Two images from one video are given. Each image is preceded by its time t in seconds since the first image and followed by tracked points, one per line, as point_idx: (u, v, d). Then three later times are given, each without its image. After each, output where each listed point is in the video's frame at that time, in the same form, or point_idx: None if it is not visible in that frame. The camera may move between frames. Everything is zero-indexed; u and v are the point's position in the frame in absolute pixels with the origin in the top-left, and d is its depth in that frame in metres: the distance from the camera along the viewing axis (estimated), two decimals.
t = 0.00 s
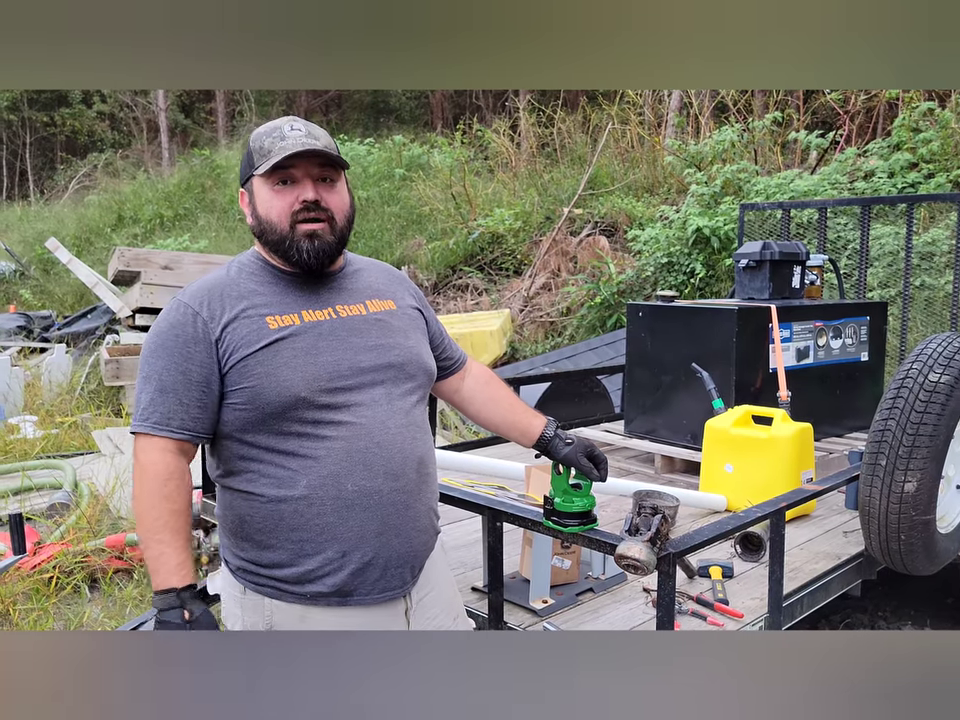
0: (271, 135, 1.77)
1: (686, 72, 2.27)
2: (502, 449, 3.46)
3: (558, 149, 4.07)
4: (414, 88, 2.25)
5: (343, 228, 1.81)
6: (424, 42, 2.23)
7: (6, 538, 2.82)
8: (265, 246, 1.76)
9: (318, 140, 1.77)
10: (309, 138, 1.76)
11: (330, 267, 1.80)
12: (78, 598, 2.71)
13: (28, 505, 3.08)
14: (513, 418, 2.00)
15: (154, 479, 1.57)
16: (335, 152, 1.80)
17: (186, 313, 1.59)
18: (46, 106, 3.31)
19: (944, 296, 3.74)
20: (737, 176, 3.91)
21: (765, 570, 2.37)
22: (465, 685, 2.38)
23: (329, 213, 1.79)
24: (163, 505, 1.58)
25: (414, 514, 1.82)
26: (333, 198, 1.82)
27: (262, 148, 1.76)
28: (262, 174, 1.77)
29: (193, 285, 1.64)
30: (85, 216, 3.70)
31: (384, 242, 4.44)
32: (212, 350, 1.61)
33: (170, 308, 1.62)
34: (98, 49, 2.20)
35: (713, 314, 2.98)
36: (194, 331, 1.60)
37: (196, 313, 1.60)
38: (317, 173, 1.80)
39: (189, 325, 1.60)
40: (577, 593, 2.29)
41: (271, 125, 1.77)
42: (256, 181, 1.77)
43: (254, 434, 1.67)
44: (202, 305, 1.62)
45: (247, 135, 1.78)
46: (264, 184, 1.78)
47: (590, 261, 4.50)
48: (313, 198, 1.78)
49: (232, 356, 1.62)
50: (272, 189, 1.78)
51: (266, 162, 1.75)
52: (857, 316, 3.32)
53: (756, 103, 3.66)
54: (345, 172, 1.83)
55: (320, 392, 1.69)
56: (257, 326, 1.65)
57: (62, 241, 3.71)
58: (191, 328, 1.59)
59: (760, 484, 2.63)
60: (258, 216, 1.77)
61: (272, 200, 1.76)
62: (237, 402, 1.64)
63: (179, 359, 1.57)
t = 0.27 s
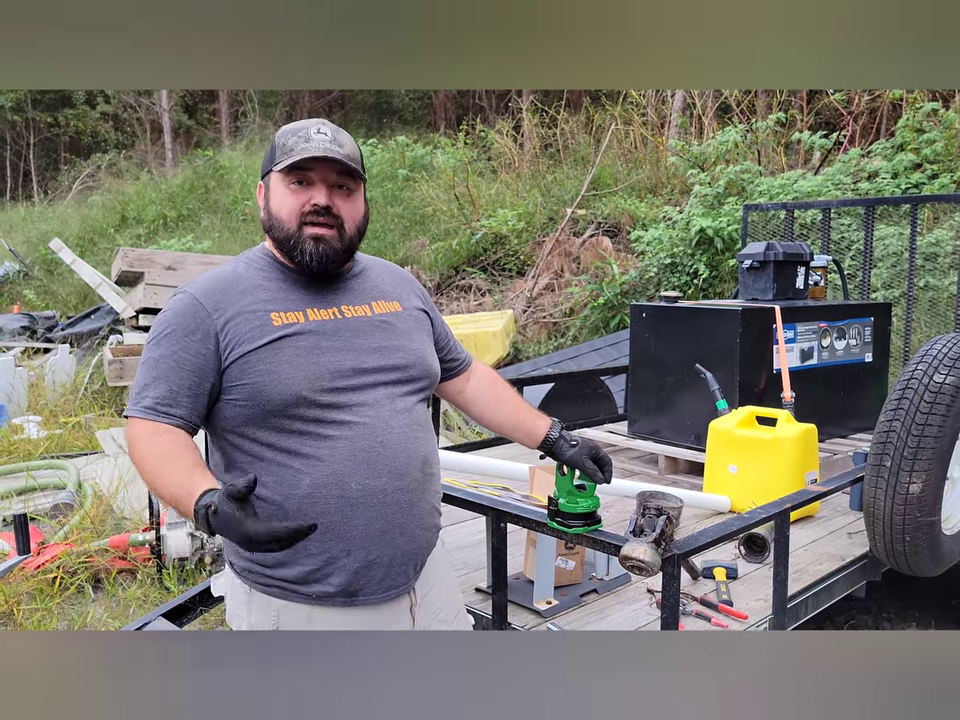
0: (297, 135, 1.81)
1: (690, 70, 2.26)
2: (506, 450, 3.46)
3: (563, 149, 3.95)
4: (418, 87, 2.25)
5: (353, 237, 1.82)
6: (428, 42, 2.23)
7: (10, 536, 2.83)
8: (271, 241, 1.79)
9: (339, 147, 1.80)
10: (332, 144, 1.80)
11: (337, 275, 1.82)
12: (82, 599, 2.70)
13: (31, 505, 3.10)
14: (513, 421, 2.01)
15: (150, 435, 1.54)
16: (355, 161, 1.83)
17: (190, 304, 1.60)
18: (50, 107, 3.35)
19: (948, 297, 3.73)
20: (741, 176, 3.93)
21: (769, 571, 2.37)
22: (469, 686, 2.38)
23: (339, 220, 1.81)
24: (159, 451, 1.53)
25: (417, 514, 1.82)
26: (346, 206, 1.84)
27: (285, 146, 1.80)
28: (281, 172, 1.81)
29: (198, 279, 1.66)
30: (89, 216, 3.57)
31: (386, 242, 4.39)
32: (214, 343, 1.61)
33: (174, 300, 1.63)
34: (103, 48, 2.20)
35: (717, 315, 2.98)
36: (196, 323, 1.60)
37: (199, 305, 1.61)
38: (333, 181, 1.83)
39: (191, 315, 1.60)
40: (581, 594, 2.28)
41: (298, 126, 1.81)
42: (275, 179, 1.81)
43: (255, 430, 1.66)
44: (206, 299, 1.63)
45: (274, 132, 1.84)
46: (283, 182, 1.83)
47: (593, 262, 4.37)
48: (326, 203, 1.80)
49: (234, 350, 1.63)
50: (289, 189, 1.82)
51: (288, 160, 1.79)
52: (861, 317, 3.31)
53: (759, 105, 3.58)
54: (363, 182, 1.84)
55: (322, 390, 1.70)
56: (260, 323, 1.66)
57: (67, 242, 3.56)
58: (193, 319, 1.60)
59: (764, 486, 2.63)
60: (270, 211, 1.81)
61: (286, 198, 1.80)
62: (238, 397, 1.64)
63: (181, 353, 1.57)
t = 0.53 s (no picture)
0: (329, 141, 1.77)
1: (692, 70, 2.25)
2: (507, 451, 3.46)
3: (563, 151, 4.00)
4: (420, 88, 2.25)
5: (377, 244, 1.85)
6: (430, 43, 2.23)
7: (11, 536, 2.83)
8: (303, 248, 1.76)
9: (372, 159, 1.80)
10: (366, 155, 1.79)
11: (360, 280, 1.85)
12: (82, 599, 2.70)
13: (32, 506, 3.10)
14: (517, 428, 1.99)
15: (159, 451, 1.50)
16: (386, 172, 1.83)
17: (201, 301, 1.58)
18: (52, 107, 3.30)
19: (949, 299, 3.74)
20: (742, 178, 3.91)
21: (771, 573, 2.37)
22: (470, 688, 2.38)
23: (370, 231, 1.82)
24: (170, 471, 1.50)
25: (418, 516, 1.82)
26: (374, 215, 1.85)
27: (318, 153, 1.75)
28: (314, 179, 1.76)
29: (208, 275, 1.64)
30: (90, 216, 3.61)
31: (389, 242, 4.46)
32: (225, 341, 1.60)
33: (184, 295, 1.61)
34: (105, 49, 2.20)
35: (719, 316, 2.97)
36: (207, 321, 1.59)
37: (211, 303, 1.59)
38: (365, 191, 1.82)
39: (203, 313, 1.59)
40: (582, 595, 2.28)
41: (327, 131, 1.77)
42: (306, 185, 1.76)
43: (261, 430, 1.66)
44: (217, 296, 1.62)
45: (300, 132, 1.76)
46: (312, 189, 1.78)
47: (594, 263, 4.47)
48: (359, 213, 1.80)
49: (244, 348, 1.62)
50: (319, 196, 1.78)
51: (322, 169, 1.74)
52: (862, 319, 3.31)
53: (761, 105, 3.59)
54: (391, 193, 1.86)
55: (331, 390, 1.69)
56: (271, 321, 1.65)
57: (68, 242, 3.61)
58: (205, 317, 1.58)
59: (765, 487, 2.63)
60: (301, 218, 1.76)
61: (319, 208, 1.76)
62: (247, 396, 1.63)
63: (193, 346, 1.55)
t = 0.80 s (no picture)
0: (379, 161, 1.77)
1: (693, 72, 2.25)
2: (507, 452, 3.45)
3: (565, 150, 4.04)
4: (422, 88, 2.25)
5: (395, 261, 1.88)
6: (432, 42, 2.23)
7: (11, 536, 2.83)
8: (335, 262, 1.75)
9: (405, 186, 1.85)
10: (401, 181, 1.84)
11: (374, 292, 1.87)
12: (82, 599, 2.72)
13: (32, 506, 3.11)
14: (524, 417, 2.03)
15: (174, 484, 1.54)
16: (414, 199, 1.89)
17: (206, 307, 1.57)
18: (54, 107, 3.25)
19: (951, 300, 3.73)
20: (743, 179, 3.86)
21: (772, 574, 2.36)
22: (470, 689, 2.38)
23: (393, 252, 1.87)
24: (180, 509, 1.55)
25: (425, 516, 1.82)
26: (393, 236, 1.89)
27: (372, 174, 1.75)
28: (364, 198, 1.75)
29: (210, 279, 1.61)
30: (92, 218, 3.67)
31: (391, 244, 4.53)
32: (231, 346, 1.59)
33: (186, 300, 1.59)
34: (106, 48, 2.20)
35: (721, 317, 2.97)
36: (213, 326, 1.57)
37: (216, 308, 1.57)
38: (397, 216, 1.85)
39: (208, 319, 1.57)
40: (583, 596, 2.28)
41: (377, 150, 1.77)
42: (353, 201, 1.75)
43: (268, 432, 1.65)
44: (221, 300, 1.60)
45: (355, 146, 1.73)
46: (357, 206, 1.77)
47: (595, 263, 4.40)
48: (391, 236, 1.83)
49: (250, 352, 1.61)
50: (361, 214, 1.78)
51: (375, 190, 1.75)
52: (864, 320, 3.30)
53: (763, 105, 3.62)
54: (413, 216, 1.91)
55: (338, 391, 1.69)
56: (276, 323, 1.64)
57: (69, 242, 3.65)
58: (210, 322, 1.57)
59: (767, 489, 2.62)
60: (343, 233, 1.75)
61: (362, 227, 1.76)
62: (253, 399, 1.62)
63: (198, 352, 1.55)
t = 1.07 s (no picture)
0: (388, 166, 1.77)
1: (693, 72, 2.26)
2: (509, 452, 3.45)
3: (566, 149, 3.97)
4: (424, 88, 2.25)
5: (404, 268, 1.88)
6: (434, 42, 2.23)
7: (12, 536, 2.83)
8: (341, 264, 1.76)
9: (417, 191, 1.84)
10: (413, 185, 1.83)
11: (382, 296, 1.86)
12: (83, 599, 2.71)
13: (34, 505, 3.13)
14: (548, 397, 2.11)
15: (146, 454, 1.55)
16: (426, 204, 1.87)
17: (209, 301, 1.59)
18: (55, 107, 3.29)
19: (952, 300, 3.73)
20: (745, 179, 3.90)
21: (774, 575, 2.36)
22: (471, 689, 2.37)
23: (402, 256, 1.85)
24: (151, 482, 1.55)
25: (425, 519, 1.81)
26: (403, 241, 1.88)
27: (379, 177, 1.75)
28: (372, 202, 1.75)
29: (216, 274, 1.63)
30: (93, 217, 3.71)
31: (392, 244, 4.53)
32: (231, 340, 1.60)
33: (191, 293, 1.61)
34: (108, 48, 2.20)
35: (722, 317, 2.97)
36: (215, 321, 1.59)
37: (219, 302, 1.59)
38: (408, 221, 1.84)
39: (210, 313, 1.59)
40: (585, 596, 2.27)
41: (386, 154, 1.77)
42: (360, 205, 1.75)
43: (268, 429, 1.66)
44: (225, 295, 1.62)
45: (363, 150, 1.73)
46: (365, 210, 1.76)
47: (597, 263, 4.32)
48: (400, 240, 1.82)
49: (251, 348, 1.62)
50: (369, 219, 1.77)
51: (382, 195, 1.75)
52: (866, 320, 3.30)
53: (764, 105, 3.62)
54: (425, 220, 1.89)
55: (338, 391, 1.69)
56: (278, 321, 1.65)
57: (70, 242, 3.69)
58: (212, 316, 1.59)
59: (768, 489, 2.62)
60: (350, 237, 1.75)
61: (369, 231, 1.76)
62: (253, 395, 1.63)
63: (198, 345, 1.56)
